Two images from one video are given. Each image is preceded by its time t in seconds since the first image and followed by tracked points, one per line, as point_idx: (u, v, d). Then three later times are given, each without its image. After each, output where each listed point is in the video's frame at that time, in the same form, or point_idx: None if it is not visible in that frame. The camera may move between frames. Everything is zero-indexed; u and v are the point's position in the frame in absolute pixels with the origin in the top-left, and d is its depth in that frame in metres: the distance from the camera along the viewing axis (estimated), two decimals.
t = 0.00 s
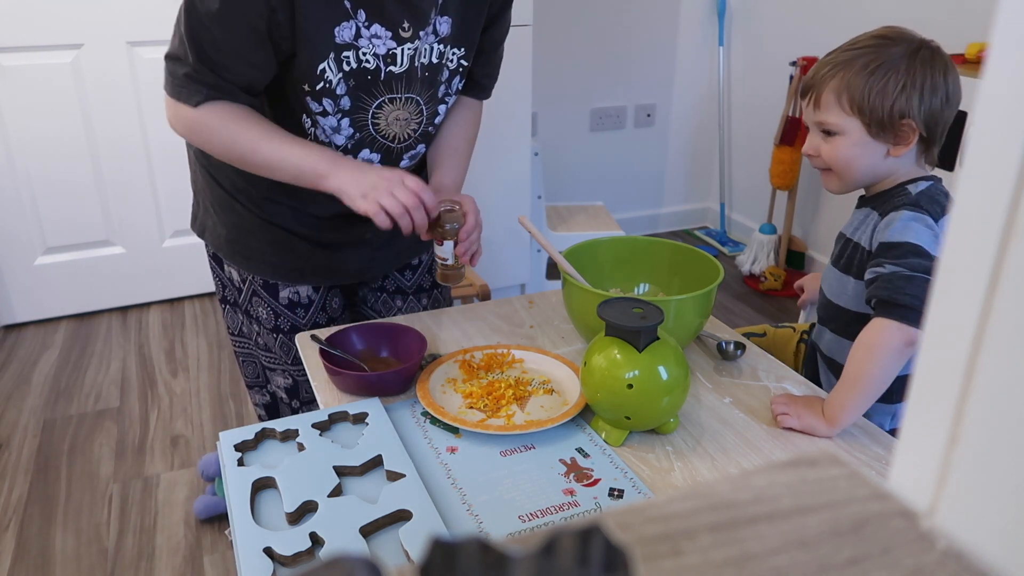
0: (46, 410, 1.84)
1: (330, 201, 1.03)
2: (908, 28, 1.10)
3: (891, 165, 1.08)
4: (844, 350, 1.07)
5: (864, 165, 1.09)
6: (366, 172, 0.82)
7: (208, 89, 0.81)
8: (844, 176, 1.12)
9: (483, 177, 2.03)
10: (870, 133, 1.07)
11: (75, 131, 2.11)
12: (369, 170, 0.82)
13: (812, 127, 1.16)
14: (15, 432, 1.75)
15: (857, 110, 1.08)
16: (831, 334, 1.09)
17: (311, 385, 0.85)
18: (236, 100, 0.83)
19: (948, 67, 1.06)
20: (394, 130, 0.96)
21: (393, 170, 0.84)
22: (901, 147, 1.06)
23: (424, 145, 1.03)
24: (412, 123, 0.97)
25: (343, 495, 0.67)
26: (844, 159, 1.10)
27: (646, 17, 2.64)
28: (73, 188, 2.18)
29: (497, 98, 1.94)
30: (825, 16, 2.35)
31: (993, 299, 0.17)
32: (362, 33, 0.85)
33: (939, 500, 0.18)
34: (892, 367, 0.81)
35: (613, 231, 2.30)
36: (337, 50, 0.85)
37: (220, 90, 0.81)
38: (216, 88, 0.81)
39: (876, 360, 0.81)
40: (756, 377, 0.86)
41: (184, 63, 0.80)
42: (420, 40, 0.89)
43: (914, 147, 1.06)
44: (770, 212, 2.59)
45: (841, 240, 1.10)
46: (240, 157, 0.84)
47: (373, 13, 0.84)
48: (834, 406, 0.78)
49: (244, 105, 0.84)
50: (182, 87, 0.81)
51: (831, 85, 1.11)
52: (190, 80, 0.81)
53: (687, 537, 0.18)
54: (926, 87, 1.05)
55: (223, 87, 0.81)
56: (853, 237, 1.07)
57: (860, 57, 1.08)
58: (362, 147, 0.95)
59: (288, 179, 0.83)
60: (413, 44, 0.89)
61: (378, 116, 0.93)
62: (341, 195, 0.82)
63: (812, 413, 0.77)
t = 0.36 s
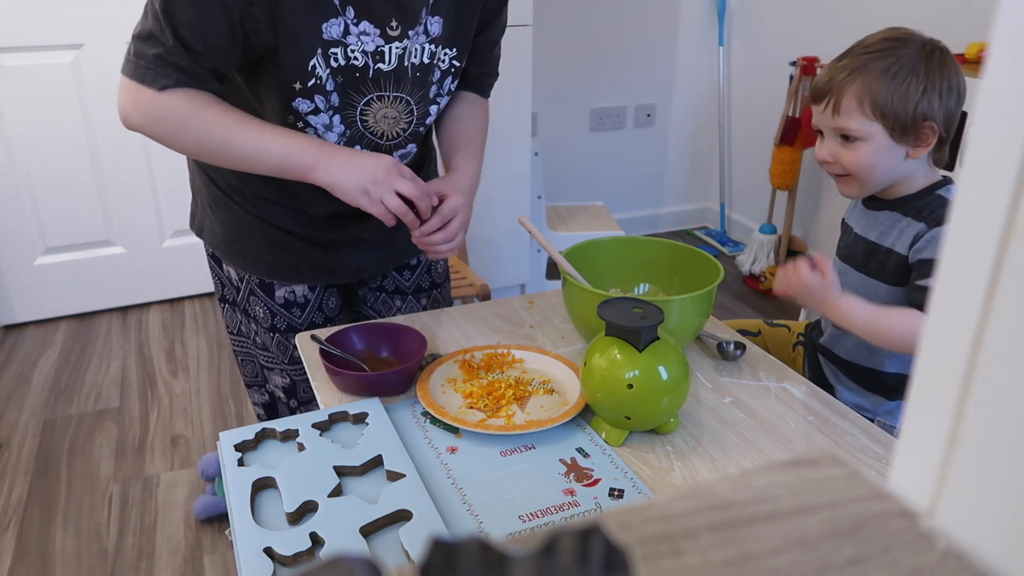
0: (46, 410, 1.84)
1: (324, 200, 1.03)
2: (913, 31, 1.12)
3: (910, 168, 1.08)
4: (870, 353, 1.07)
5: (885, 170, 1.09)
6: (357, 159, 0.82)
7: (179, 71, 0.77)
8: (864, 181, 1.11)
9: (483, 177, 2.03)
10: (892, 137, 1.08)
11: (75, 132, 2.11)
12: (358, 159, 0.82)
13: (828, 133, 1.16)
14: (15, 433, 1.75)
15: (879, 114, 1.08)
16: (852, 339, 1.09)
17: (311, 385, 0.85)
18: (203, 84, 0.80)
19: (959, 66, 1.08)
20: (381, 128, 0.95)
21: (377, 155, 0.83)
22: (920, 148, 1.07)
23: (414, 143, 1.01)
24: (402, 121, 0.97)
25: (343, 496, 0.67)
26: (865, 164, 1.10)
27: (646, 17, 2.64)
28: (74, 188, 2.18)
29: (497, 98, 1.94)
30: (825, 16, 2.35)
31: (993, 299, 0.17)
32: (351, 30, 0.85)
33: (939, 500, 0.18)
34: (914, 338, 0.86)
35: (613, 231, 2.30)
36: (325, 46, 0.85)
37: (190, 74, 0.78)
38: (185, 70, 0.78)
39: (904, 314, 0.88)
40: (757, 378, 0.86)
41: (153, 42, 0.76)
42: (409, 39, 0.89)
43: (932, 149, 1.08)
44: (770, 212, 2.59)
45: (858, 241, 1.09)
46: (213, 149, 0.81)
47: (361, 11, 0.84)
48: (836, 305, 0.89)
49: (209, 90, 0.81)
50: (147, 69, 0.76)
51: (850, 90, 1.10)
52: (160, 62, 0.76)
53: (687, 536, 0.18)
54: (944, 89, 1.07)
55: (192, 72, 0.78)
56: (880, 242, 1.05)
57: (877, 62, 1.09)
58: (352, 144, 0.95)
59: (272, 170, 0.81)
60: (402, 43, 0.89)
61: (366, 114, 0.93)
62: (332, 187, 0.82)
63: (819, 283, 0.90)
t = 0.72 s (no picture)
0: (46, 410, 1.84)
1: (322, 200, 1.03)
2: (927, 30, 1.13)
3: (928, 168, 1.09)
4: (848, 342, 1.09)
5: (908, 171, 1.09)
6: (347, 148, 0.82)
7: (170, 66, 0.77)
8: (886, 184, 1.10)
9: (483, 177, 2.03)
10: (918, 137, 1.07)
11: (75, 131, 2.11)
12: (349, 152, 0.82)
13: (848, 134, 1.14)
14: (15, 432, 1.75)
15: (905, 113, 1.07)
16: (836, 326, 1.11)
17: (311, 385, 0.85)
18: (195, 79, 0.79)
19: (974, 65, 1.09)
20: (382, 125, 0.96)
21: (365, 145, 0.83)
22: (942, 148, 1.07)
23: (414, 141, 1.01)
24: (403, 119, 0.96)
25: (343, 495, 0.67)
26: (889, 165, 1.09)
27: (647, 17, 2.64)
28: (74, 188, 2.18)
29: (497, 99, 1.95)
30: (824, 15, 2.35)
31: (993, 299, 0.17)
32: (351, 27, 0.85)
33: (939, 500, 0.18)
34: (839, 285, 1.03)
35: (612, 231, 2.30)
36: (325, 42, 0.85)
37: (180, 68, 0.77)
38: (177, 65, 0.77)
39: (850, 265, 1.04)
40: (756, 378, 0.86)
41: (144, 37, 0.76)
42: (412, 37, 0.89)
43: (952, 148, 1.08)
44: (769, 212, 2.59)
45: (858, 233, 1.14)
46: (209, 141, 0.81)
47: (362, 6, 0.84)
48: (820, 221, 1.09)
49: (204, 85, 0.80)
50: (139, 64, 0.77)
51: (876, 89, 1.09)
52: (150, 57, 0.76)
53: (687, 536, 0.18)
54: (967, 88, 1.07)
55: (182, 66, 0.78)
56: (874, 234, 1.11)
57: (901, 60, 1.08)
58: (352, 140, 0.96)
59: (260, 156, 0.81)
60: (404, 41, 0.88)
61: (366, 111, 0.93)
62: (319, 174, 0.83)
63: (827, 191, 1.09)
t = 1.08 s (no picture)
0: (46, 411, 1.84)
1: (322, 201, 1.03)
2: (927, 33, 1.12)
3: (927, 170, 1.08)
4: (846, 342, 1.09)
5: (904, 175, 1.09)
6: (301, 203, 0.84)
7: (167, 67, 0.78)
8: (881, 187, 1.10)
9: (483, 177, 2.03)
10: (910, 142, 1.07)
11: (75, 131, 2.11)
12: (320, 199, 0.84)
13: (842, 137, 1.14)
14: (15, 432, 1.75)
15: (897, 118, 1.07)
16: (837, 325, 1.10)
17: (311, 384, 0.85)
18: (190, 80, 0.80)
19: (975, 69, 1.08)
20: (377, 123, 0.95)
21: (339, 193, 0.86)
22: (937, 152, 1.07)
23: (410, 141, 1.02)
24: (398, 119, 0.96)
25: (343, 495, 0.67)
26: (883, 169, 1.09)
27: (647, 17, 2.64)
28: (74, 188, 2.18)
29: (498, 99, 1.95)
30: (825, 16, 2.35)
31: (993, 298, 0.17)
32: (346, 24, 0.85)
33: (938, 501, 0.18)
34: (833, 286, 1.03)
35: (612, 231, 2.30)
36: (320, 40, 0.84)
37: (176, 70, 0.79)
38: (172, 66, 0.79)
39: (846, 267, 1.04)
40: (756, 378, 0.86)
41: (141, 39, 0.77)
42: (405, 38, 0.89)
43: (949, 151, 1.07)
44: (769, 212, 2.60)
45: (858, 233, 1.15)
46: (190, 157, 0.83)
47: (356, 4, 0.84)
48: (816, 221, 1.08)
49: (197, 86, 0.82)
50: (134, 65, 0.78)
51: (867, 93, 1.09)
52: (147, 59, 0.77)
53: (687, 536, 0.18)
54: (963, 91, 1.06)
55: (179, 67, 0.79)
56: (871, 237, 1.12)
57: (895, 65, 1.08)
58: (349, 138, 0.96)
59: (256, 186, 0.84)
60: (397, 41, 0.88)
61: (362, 108, 0.93)
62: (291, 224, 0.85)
63: (824, 191, 1.09)
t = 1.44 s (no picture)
0: (46, 411, 1.84)
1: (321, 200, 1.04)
2: (927, 36, 1.12)
3: (933, 174, 1.08)
4: (853, 348, 1.09)
5: (910, 180, 1.09)
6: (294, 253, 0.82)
7: (190, 91, 0.82)
8: (889, 192, 1.10)
9: (484, 177, 2.03)
10: (918, 147, 1.07)
11: (75, 131, 2.11)
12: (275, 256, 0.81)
13: (849, 144, 1.14)
14: (15, 432, 1.75)
15: (903, 125, 1.07)
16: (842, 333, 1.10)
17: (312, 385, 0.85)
18: (218, 100, 0.84)
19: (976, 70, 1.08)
20: (381, 132, 0.95)
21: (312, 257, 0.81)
22: (945, 155, 1.07)
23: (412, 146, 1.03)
24: (402, 126, 0.97)
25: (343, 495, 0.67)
26: (891, 175, 1.09)
27: (646, 17, 2.64)
28: (73, 188, 2.18)
29: (497, 99, 1.94)
30: (825, 15, 2.35)
31: (993, 298, 0.17)
32: (347, 30, 0.84)
33: (939, 500, 0.18)
34: (833, 289, 1.04)
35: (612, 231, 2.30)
36: (321, 48, 0.85)
37: (201, 93, 0.82)
38: (201, 90, 0.82)
39: (848, 271, 1.04)
40: (756, 377, 0.86)
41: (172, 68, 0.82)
42: (407, 42, 0.88)
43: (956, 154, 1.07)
44: (769, 212, 2.59)
45: (862, 239, 1.16)
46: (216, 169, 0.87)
47: (356, 11, 0.83)
48: (818, 224, 1.08)
49: (228, 105, 0.85)
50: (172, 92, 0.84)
51: (872, 101, 1.09)
52: (177, 85, 0.83)
53: (687, 536, 0.18)
54: (967, 94, 1.06)
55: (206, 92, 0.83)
56: (876, 242, 1.12)
57: (898, 71, 1.08)
58: (350, 147, 0.96)
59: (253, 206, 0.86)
60: (399, 46, 0.87)
61: (364, 118, 0.93)
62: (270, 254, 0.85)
63: (827, 195, 1.08)
